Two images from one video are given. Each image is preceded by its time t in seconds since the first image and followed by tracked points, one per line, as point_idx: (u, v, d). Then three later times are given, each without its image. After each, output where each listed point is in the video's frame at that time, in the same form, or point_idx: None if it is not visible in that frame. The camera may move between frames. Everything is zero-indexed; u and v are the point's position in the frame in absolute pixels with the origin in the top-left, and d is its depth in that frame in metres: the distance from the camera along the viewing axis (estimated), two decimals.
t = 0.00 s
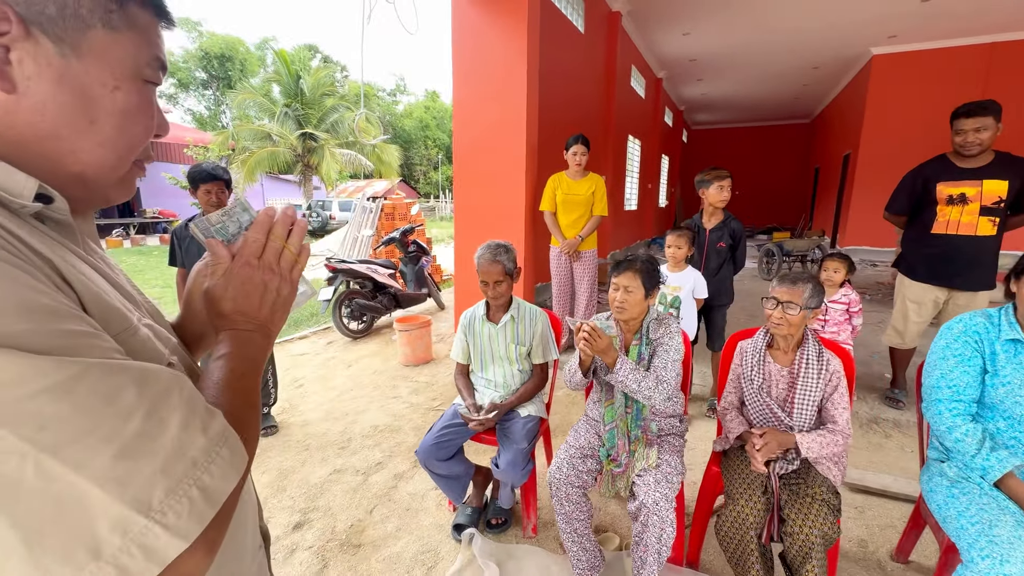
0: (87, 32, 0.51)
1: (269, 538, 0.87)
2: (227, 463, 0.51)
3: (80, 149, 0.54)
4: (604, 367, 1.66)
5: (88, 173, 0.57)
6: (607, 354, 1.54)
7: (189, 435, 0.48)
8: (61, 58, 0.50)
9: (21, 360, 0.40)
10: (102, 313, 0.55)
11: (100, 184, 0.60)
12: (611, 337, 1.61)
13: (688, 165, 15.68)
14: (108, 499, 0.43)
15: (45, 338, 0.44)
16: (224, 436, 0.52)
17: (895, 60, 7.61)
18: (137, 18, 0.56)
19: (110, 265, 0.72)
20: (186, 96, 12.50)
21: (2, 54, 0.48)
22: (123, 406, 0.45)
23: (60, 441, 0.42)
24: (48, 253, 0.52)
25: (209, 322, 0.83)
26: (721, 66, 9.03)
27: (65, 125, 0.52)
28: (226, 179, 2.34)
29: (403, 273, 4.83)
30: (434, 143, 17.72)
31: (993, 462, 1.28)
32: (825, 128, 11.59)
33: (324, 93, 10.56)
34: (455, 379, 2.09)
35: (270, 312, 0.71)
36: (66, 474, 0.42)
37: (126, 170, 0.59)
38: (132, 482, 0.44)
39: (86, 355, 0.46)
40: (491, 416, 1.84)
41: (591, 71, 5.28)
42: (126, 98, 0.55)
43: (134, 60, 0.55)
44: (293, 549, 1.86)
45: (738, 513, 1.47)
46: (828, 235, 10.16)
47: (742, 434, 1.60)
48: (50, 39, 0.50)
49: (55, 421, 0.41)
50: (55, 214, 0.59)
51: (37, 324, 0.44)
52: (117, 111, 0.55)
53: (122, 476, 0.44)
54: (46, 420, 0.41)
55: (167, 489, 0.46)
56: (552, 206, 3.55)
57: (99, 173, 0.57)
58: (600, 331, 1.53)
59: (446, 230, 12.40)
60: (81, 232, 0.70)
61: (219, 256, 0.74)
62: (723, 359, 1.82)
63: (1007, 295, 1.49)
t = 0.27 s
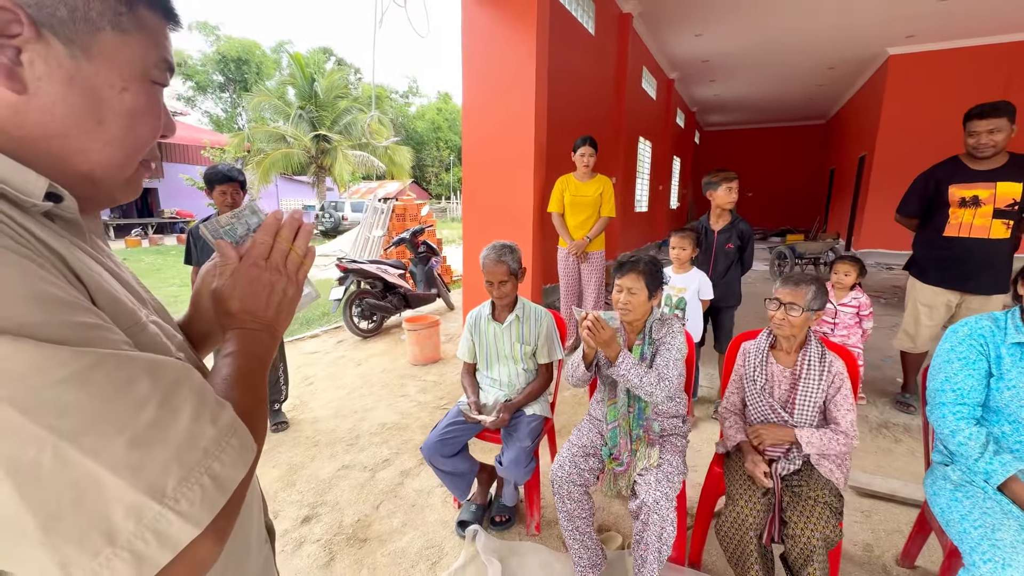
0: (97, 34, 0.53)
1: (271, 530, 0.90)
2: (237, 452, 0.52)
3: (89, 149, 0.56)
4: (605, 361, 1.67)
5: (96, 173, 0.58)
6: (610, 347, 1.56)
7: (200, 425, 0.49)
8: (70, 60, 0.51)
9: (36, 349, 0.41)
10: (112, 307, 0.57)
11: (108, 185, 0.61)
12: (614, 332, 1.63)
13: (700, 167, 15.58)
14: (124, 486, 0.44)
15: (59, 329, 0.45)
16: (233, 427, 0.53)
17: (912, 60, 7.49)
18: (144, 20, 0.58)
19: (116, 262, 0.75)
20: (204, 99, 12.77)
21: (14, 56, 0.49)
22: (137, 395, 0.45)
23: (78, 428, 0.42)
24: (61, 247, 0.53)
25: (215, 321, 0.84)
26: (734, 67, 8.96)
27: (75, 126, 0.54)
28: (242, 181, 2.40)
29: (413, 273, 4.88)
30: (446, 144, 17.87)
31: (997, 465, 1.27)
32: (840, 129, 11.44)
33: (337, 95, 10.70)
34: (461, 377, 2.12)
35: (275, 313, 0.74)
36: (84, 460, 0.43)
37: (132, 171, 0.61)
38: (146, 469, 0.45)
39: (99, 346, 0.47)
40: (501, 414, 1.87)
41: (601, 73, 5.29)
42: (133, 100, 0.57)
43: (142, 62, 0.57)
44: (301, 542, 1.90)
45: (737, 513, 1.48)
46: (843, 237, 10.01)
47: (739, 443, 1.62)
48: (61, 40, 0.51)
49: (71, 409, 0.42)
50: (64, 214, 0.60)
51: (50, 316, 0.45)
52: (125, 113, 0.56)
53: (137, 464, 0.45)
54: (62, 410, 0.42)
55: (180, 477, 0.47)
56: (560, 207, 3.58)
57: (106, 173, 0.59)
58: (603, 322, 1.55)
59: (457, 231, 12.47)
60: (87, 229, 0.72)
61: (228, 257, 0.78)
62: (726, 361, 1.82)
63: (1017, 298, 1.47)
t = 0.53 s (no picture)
0: (85, 30, 0.54)
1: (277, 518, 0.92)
2: (218, 460, 0.52)
3: (81, 147, 0.57)
4: (608, 357, 1.68)
5: (89, 170, 0.60)
6: (613, 344, 1.57)
7: (180, 434, 0.49)
8: (60, 58, 0.53)
9: (14, 361, 0.42)
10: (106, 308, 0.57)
11: (103, 181, 0.63)
12: (619, 330, 1.63)
13: (709, 167, 15.50)
14: (98, 497, 0.45)
15: (43, 338, 0.45)
16: (217, 435, 0.53)
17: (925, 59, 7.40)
18: (137, 16, 0.59)
19: (121, 257, 0.78)
20: (217, 100, 12.96)
21: (3, 56, 0.51)
22: (116, 404, 0.46)
23: (53, 439, 0.43)
24: (52, 254, 0.54)
25: (226, 319, 0.86)
26: (744, 67, 8.91)
27: (65, 123, 0.55)
28: (253, 180, 2.44)
29: (421, 273, 4.92)
30: (455, 145, 17.96)
31: (1001, 467, 1.27)
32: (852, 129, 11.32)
33: (347, 96, 10.79)
34: (466, 375, 2.14)
35: (283, 314, 0.75)
36: (59, 470, 0.44)
37: (126, 167, 0.63)
38: (120, 480, 0.45)
39: (83, 355, 0.47)
40: (506, 411, 1.90)
41: (609, 74, 5.30)
42: (125, 96, 0.58)
43: (133, 57, 0.58)
44: (308, 535, 1.94)
45: (738, 513, 1.49)
46: (855, 239, 9.90)
47: (743, 444, 1.62)
48: (49, 38, 0.52)
49: (47, 419, 0.43)
50: (62, 211, 0.63)
51: (33, 326, 0.45)
52: (116, 109, 0.58)
53: (113, 474, 0.45)
54: (37, 420, 0.43)
55: (156, 488, 0.47)
56: (567, 208, 3.59)
57: (98, 169, 0.60)
58: (608, 319, 1.54)
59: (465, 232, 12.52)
60: (91, 225, 0.74)
61: (242, 259, 0.84)
62: (730, 362, 1.83)
63: None
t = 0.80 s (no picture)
0: (98, 19, 0.55)
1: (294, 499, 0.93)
2: (216, 446, 0.53)
3: (94, 133, 0.59)
4: (610, 358, 1.69)
5: (104, 156, 0.62)
6: (616, 345, 1.57)
7: (176, 419, 0.50)
8: (74, 47, 0.54)
9: (16, 336, 0.43)
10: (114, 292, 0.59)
11: (115, 166, 0.65)
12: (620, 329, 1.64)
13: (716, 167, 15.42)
14: (96, 475, 0.46)
15: (49, 317, 0.47)
16: (215, 420, 0.53)
17: (935, 57, 7.34)
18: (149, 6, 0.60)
19: (137, 244, 0.80)
20: (225, 100, 13.05)
21: (20, 44, 0.52)
22: (115, 384, 0.47)
23: (51, 416, 0.45)
24: (60, 237, 0.56)
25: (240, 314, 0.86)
26: (751, 65, 8.86)
27: (79, 111, 0.56)
28: (261, 178, 2.47)
29: (426, 271, 4.94)
30: (461, 144, 17.98)
31: (1007, 464, 1.26)
32: (861, 128, 11.23)
33: (354, 95, 10.84)
34: (471, 371, 2.15)
35: (296, 310, 0.77)
36: (56, 448, 0.45)
37: (139, 153, 0.65)
38: (117, 461, 0.47)
39: (89, 335, 0.49)
40: (509, 408, 1.90)
41: (614, 72, 5.29)
42: (136, 84, 0.59)
43: (145, 45, 0.59)
44: (315, 528, 1.96)
45: (741, 508, 1.50)
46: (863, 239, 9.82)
47: (747, 441, 1.62)
48: (64, 27, 0.53)
49: (46, 396, 0.44)
50: (78, 196, 0.65)
51: (39, 304, 0.46)
52: (128, 97, 0.59)
53: (108, 455, 0.46)
54: (38, 396, 0.44)
55: (152, 470, 0.48)
56: (572, 206, 3.60)
57: (113, 155, 0.62)
58: (609, 320, 1.55)
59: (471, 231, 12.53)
60: (108, 211, 0.76)
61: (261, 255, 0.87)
62: (735, 359, 1.83)
63: None
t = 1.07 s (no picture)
0: (113, 24, 0.56)
1: (297, 492, 0.94)
2: (219, 435, 0.54)
3: (106, 131, 0.60)
4: (614, 349, 1.69)
5: (115, 155, 0.63)
6: (619, 333, 1.58)
7: (181, 407, 0.51)
8: (90, 50, 0.55)
9: (27, 325, 0.45)
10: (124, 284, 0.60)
11: (127, 165, 0.67)
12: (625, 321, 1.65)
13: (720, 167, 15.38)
14: (104, 459, 0.47)
15: (61, 306, 0.48)
16: (218, 409, 0.54)
17: (940, 57, 7.31)
18: (162, 12, 0.61)
19: (148, 240, 0.82)
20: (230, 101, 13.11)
21: (37, 46, 0.53)
22: (122, 372, 0.48)
23: (63, 401, 0.46)
24: (72, 231, 0.57)
25: (248, 306, 0.90)
26: (755, 65, 8.84)
27: (93, 112, 0.58)
28: (266, 178, 2.49)
29: (430, 270, 4.95)
30: (465, 145, 18.01)
31: (1009, 463, 1.26)
32: (866, 128, 11.17)
33: (358, 96, 10.86)
34: (473, 369, 2.17)
35: (301, 309, 0.78)
36: (66, 431, 0.46)
37: (148, 153, 0.66)
38: (125, 445, 0.48)
39: (98, 324, 0.50)
40: (511, 406, 1.92)
41: (618, 72, 5.29)
42: (148, 86, 0.60)
43: (157, 49, 0.61)
44: (319, 525, 1.98)
45: (742, 507, 1.50)
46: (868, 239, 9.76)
47: (749, 440, 1.62)
48: (81, 31, 0.55)
49: (57, 382, 0.46)
50: (91, 195, 0.66)
51: (52, 295, 0.48)
52: (140, 98, 0.60)
53: (116, 440, 0.48)
54: (50, 382, 0.45)
55: (158, 455, 0.49)
56: (574, 206, 3.61)
57: (124, 155, 0.64)
58: (614, 308, 1.56)
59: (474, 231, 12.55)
60: (120, 209, 0.78)
61: (269, 254, 0.89)
62: (738, 359, 1.84)
63: None
